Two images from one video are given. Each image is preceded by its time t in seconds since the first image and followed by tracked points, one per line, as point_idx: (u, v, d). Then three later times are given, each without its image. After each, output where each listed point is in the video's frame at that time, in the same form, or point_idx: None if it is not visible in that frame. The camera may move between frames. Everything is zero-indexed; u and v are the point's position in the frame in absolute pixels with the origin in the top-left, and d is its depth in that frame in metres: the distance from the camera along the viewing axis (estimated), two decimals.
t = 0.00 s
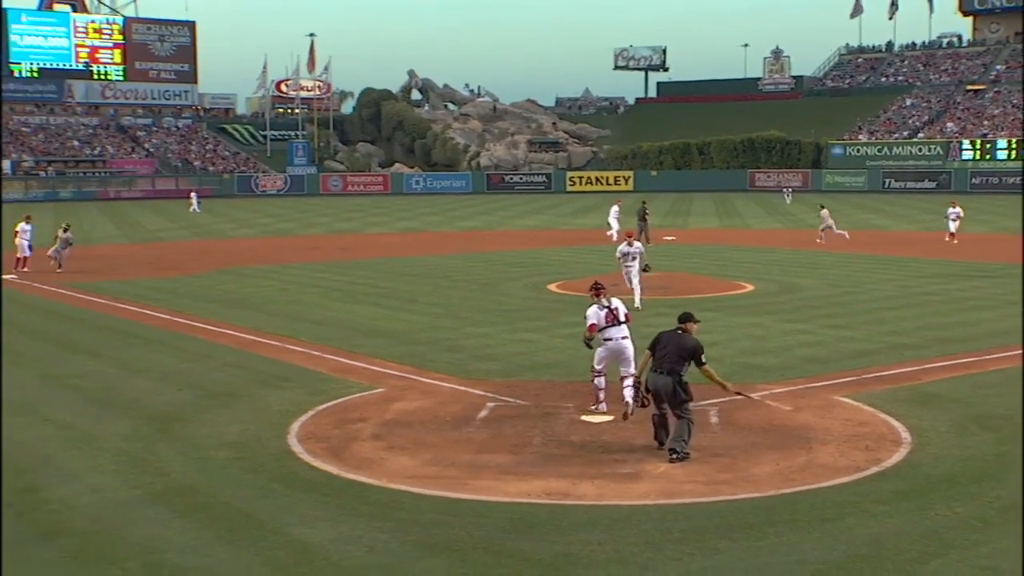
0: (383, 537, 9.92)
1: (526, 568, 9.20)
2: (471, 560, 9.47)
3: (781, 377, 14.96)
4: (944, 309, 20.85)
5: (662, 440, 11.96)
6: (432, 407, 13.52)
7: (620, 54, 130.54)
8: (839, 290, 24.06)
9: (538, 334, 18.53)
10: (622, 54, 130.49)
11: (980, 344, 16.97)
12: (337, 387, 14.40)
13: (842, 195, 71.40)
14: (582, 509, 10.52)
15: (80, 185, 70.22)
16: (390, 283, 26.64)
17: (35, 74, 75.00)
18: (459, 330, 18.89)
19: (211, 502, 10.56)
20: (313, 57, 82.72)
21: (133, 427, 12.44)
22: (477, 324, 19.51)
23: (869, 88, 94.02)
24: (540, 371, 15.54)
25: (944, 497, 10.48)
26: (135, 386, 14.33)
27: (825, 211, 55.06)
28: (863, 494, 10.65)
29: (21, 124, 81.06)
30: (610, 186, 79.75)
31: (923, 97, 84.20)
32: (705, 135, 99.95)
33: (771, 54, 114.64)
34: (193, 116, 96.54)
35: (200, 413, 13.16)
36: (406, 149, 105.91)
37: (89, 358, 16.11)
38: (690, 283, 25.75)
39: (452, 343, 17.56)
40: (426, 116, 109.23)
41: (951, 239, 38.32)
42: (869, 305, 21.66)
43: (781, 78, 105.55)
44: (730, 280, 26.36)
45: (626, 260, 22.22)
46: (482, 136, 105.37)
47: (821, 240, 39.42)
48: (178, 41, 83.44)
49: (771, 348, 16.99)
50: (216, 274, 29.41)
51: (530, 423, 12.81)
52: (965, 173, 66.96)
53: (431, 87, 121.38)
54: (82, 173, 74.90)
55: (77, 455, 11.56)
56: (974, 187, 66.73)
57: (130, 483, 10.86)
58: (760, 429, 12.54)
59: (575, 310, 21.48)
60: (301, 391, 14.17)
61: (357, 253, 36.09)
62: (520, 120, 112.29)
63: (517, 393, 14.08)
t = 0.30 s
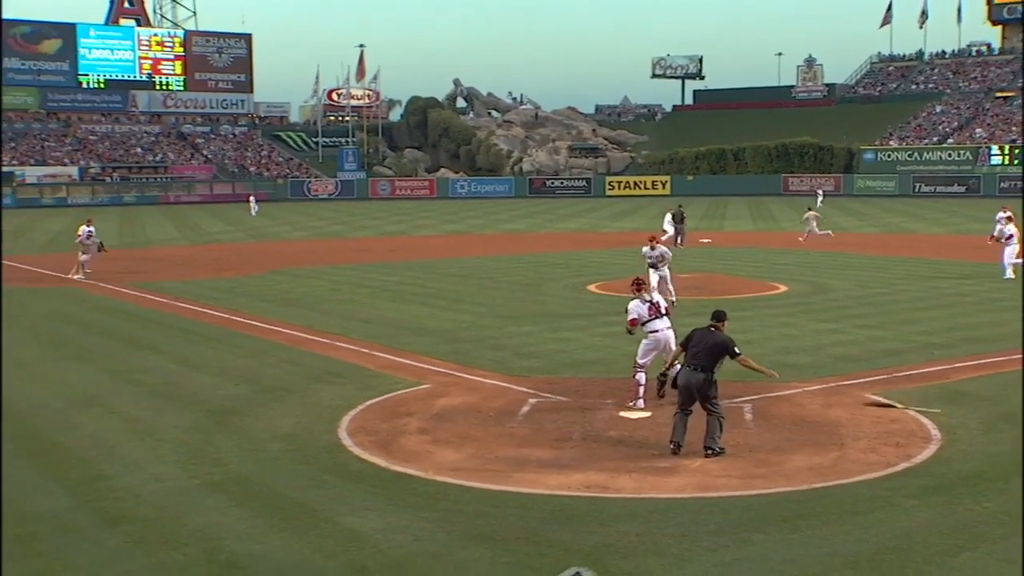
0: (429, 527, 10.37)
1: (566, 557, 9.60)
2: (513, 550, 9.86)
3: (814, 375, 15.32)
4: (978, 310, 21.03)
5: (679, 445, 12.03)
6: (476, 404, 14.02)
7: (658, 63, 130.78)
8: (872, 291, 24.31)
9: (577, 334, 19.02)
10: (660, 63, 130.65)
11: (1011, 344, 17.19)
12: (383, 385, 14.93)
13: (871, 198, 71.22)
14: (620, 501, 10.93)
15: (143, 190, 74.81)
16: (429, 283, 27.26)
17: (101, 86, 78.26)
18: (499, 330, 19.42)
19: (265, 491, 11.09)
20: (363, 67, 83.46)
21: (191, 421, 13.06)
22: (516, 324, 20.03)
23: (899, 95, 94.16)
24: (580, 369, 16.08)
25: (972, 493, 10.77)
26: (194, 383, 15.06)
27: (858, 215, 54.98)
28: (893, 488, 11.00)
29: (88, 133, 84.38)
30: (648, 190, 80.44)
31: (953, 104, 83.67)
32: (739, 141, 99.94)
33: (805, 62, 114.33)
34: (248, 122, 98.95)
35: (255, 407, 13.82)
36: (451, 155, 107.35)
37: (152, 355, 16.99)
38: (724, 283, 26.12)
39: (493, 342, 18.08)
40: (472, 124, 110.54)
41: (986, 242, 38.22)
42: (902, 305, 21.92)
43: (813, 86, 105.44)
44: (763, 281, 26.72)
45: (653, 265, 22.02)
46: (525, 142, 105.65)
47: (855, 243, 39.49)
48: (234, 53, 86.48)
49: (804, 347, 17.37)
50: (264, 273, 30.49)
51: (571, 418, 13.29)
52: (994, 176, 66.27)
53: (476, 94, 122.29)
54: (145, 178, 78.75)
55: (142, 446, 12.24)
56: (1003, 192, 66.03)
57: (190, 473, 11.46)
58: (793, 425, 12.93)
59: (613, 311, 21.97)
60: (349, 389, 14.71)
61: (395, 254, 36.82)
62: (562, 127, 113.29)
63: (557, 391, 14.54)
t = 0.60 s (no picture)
0: (455, 518, 10.74)
1: (589, 548, 9.96)
2: (535, 540, 10.20)
3: (827, 373, 15.73)
4: (990, 310, 21.33)
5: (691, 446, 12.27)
6: (500, 401, 14.50)
7: (675, 71, 130.97)
8: (884, 291, 24.66)
9: (596, 333, 19.54)
10: (677, 70, 131.02)
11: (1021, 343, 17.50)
12: (409, 384, 15.46)
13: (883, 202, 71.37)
14: (639, 494, 11.31)
15: (181, 194, 76.05)
16: (450, 283, 27.82)
17: (142, 94, 80.06)
18: (519, 330, 19.90)
19: (296, 484, 11.52)
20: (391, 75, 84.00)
21: (228, 417, 13.62)
22: (534, 325, 20.51)
23: (910, 102, 94.48)
24: (599, 367, 16.56)
25: (980, 489, 11.09)
26: (229, 381, 15.65)
27: (872, 217, 55.20)
28: (904, 483, 11.34)
29: (129, 140, 89.21)
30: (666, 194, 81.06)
31: (963, 110, 83.74)
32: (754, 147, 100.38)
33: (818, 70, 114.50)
34: (282, 128, 99.89)
35: (287, 404, 14.37)
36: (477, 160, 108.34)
37: (190, 354, 17.67)
38: (738, 283, 26.58)
39: (514, 342, 18.58)
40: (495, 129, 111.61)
41: (1000, 245, 38.37)
42: (913, 305, 22.30)
43: (827, 93, 105.97)
44: (778, 281, 27.12)
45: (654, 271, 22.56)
46: (546, 149, 106.45)
47: (869, 245, 39.75)
48: (268, 62, 85.51)
49: (818, 346, 17.78)
50: (290, 273, 31.26)
51: (591, 415, 13.74)
52: (1002, 181, 66.39)
53: (500, 102, 123.24)
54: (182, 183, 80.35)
55: (182, 441, 12.79)
56: (1010, 195, 66.20)
57: (226, 466, 11.98)
58: (806, 421, 13.34)
59: (631, 310, 22.49)
60: (376, 389, 15.19)
61: (415, 256, 37.37)
62: (583, 132, 114.22)
63: (579, 389, 15.01)
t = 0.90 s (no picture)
0: (473, 512, 10.98)
1: (604, 541, 10.18)
2: (552, 534, 10.41)
3: (838, 371, 15.98)
4: (1001, 310, 21.50)
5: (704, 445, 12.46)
6: (518, 400, 14.79)
7: (689, 76, 131.32)
8: (895, 292, 24.86)
9: (611, 332, 19.85)
10: (691, 75, 131.37)
11: None
12: (427, 383, 15.74)
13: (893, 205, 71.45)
14: (654, 490, 11.53)
15: (208, 197, 77.95)
16: (465, 284, 28.16)
17: (169, 99, 80.76)
18: (535, 330, 20.20)
19: (318, 479, 11.78)
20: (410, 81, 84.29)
21: (253, 414, 13.95)
22: (550, 325, 20.81)
23: (920, 105, 94.44)
24: (614, 365, 16.84)
25: (988, 486, 11.28)
26: (252, 379, 15.98)
27: (884, 219, 55.24)
28: (914, 480, 11.53)
29: (156, 143, 90.00)
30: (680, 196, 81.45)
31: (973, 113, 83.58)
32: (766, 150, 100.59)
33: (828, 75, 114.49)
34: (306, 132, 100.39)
35: (309, 402, 14.68)
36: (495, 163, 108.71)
37: (215, 352, 18.06)
38: (750, 284, 26.84)
39: (530, 342, 18.89)
40: (511, 132, 112.08)
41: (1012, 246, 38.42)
42: (923, 305, 22.50)
43: (838, 96, 106.09)
44: (789, 281, 27.37)
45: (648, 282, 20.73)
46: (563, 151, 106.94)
47: (882, 246, 39.89)
48: (293, 67, 86.95)
49: (829, 345, 18.01)
50: (310, 273, 31.70)
51: (606, 413, 14.02)
52: (1011, 184, 66.10)
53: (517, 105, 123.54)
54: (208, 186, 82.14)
55: (207, 437, 13.10)
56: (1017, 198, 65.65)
57: (251, 461, 12.28)
58: (817, 419, 13.59)
59: (646, 310, 22.81)
60: (395, 387, 15.48)
61: (430, 256, 37.67)
62: (599, 136, 114.52)
63: (595, 387, 15.32)
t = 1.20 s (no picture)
0: (491, 511, 11.00)
1: (621, 540, 10.17)
2: (570, 533, 10.42)
3: (857, 371, 15.92)
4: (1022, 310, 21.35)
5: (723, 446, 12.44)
6: (537, 400, 14.83)
7: (709, 75, 131.01)
8: (915, 291, 24.72)
9: (629, 330, 19.86)
10: (710, 75, 131.10)
11: None
12: (443, 383, 15.75)
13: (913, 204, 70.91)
14: (672, 490, 11.51)
15: (228, 196, 78.58)
16: (482, 282, 28.17)
17: (190, 99, 81.66)
18: (552, 329, 20.24)
19: (337, 478, 11.83)
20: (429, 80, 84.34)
21: (274, 412, 14.08)
22: (569, 324, 20.84)
23: (940, 105, 93.83)
24: (632, 365, 16.85)
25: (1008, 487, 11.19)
26: (272, 377, 16.07)
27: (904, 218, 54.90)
28: (934, 481, 11.48)
29: (178, 144, 90.22)
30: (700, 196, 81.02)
31: (995, 113, 82.87)
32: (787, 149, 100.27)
33: (849, 74, 114.06)
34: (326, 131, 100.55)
35: (329, 400, 14.75)
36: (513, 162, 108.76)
37: (235, 350, 18.17)
38: (768, 283, 26.77)
39: (548, 341, 18.91)
40: (530, 132, 112.04)
41: None
42: (943, 305, 22.37)
43: (858, 96, 105.44)
44: (808, 281, 27.26)
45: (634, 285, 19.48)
46: (582, 150, 106.96)
47: (902, 245, 39.67)
48: (312, 67, 87.42)
49: (848, 345, 17.96)
50: (329, 273, 31.83)
51: (625, 412, 14.04)
52: None
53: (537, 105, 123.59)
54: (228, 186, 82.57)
55: (228, 435, 13.20)
56: None
57: (270, 459, 12.35)
58: (836, 419, 13.57)
59: (664, 309, 22.78)
60: (413, 386, 15.52)
61: (449, 256, 37.68)
62: (618, 134, 114.42)
63: (613, 386, 15.35)
